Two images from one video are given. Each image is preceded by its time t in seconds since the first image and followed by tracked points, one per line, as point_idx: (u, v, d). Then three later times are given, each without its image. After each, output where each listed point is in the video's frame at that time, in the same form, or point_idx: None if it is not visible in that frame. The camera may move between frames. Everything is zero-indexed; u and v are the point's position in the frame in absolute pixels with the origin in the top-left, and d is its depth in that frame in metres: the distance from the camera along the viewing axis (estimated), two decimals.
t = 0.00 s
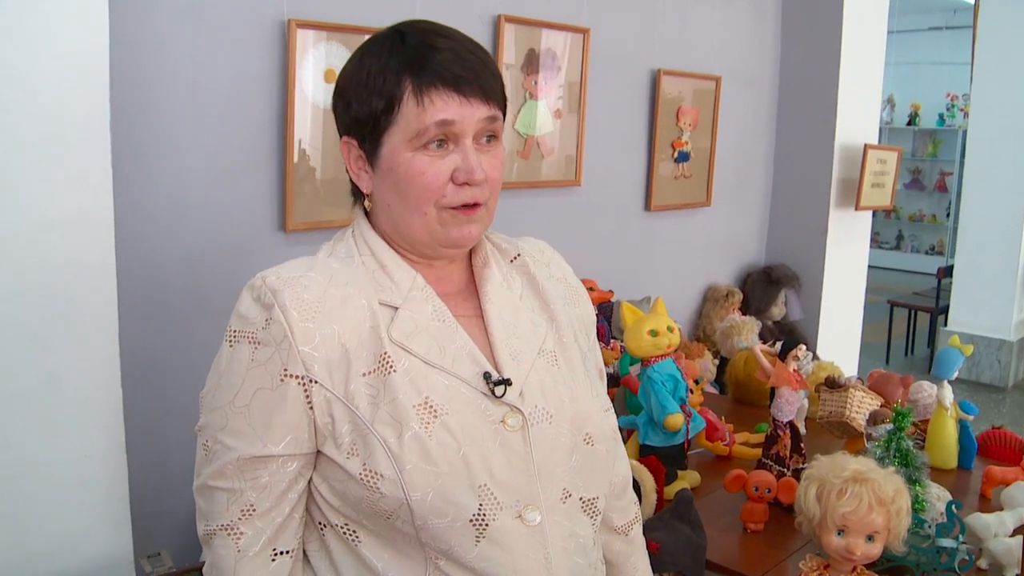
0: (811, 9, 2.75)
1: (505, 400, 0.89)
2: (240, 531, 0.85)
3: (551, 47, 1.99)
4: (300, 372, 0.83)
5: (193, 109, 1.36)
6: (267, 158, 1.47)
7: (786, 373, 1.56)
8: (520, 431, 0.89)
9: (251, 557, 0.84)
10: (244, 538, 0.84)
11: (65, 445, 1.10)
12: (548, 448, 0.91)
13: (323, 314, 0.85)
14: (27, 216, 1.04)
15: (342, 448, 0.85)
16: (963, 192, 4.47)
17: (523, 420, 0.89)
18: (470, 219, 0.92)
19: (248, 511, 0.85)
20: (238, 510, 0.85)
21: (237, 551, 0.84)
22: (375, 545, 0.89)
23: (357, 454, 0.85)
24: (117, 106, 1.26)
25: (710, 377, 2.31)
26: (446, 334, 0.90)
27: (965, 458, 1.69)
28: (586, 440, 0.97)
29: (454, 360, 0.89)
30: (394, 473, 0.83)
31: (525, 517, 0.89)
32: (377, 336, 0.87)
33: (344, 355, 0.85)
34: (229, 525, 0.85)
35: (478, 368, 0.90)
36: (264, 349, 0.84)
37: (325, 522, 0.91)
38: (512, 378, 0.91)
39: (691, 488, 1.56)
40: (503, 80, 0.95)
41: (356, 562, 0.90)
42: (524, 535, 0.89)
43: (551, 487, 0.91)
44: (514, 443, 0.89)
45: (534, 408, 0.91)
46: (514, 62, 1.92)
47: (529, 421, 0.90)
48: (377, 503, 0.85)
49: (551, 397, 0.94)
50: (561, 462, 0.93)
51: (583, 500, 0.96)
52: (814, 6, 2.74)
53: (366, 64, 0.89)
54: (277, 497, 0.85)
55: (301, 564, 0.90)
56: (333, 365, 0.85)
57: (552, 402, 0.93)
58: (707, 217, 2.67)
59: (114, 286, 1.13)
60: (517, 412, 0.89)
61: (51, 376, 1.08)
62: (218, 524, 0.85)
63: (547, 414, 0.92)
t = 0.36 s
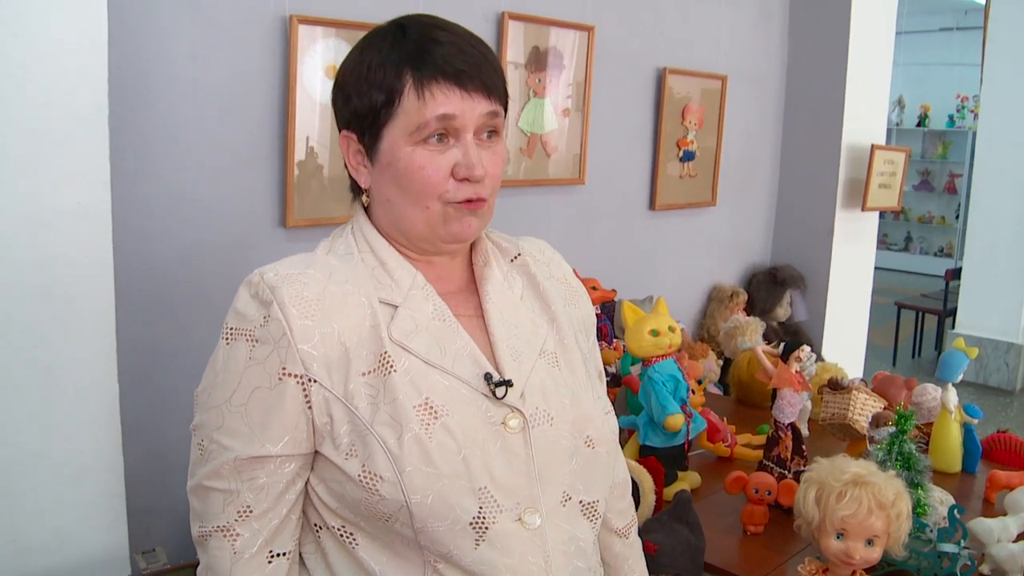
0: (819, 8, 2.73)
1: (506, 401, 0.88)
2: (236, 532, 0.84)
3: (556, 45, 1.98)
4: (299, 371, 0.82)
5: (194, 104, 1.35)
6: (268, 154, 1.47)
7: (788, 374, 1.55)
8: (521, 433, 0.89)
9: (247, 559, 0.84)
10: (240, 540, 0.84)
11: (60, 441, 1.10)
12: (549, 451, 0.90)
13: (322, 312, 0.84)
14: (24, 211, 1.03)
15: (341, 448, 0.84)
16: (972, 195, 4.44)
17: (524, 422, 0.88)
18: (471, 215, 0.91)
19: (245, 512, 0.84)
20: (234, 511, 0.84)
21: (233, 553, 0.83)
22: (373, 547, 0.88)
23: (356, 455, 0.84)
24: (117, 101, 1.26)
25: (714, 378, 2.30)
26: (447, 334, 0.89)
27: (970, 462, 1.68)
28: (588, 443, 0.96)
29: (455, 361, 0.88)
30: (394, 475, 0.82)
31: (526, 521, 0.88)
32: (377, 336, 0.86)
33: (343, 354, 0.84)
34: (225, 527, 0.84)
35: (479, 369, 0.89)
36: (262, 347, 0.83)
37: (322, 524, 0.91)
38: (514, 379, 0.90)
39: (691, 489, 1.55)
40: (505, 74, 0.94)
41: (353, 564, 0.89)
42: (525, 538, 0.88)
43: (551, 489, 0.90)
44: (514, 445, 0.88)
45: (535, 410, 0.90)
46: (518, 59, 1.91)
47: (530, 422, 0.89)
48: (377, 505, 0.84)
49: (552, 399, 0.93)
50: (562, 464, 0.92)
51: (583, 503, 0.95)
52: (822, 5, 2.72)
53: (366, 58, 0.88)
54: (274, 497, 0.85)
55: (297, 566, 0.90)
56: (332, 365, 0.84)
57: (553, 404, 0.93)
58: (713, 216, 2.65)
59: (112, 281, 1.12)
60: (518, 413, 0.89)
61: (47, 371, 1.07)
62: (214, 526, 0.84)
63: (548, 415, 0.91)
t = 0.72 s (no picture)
0: (825, 8, 2.72)
1: (511, 401, 0.88)
2: (240, 534, 0.83)
3: (560, 43, 1.98)
4: (304, 370, 0.81)
5: (196, 100, 1.35)
6: (270, 151, 1.46)
7: (789, 375, 1.55)
8: (526, 433, 0.88)
9: (250, 561, 0.83)
10: (243, 541, 0.83)
11: (56, 437, 1.09)
12: (552, 451, 0.90)
13: (326, 310, 0.84)
14: (23, 206, 1.03)
15: (346, 449, 0.84)
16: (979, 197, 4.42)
17: (529, 422, 0.88)
18: (477, 210, 0.90)
19: (248, 513, 0.83)
20: (237, 512, 0.83)
21: (237, 555, 0.83)
22: (376, 549, 0.87)
23: (361, 455, 0.83)
24: (118, 97, 1.26)
25: (717, 378, 2.29)
26: (452, 333, 0.89)
27: (972, 465, 1.67)
28: (590, 443, 0.96)
29: (459, 361, 0.87)
30: (400, 476, 0.82)
31: (530, 521, 0.87)
32: (382, 335, 0.85)
33: (348, 353, 0.84)
34: (228, 528, 0.83)
35: (484, 368, 0.88)
36: (265, 346, 0.83)
37: (324, 525, 0.90)
38: (518, 379, 0.90)
39: (691, 490, 1.55)
40: (508, 70, 0.94)
41: (355, 566, 0.89)
42: (529, 539, 0.87)
43: (555, 490, 0.90)
44: (519, 445, 0.88)
45: (539, 410, 0.90)
46: (523, 57, 1.90)
47: (535, 422, 0.89)
48: (382, 506, 0.83)
49: (556, 399, 0.93)
50: (565, 464, 0.91)
51: (586, 504, 0.95)
52: (828, 5, 2.71)
53: (371, 52, 0.87)
54: (278, 498, 0.84)
55: (299, 568, 0.89)
56: (336, 364, 0.83)
57: (556, 404, 0.92)
58: (717, 216, 2.65)
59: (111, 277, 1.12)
60: (523, 413, 0.88)
61: (46, 366, 1.07)
62: (217, 527, 0.84)
63: (551, 416, 0.91)
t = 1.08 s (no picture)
0: (823, 9, 2.73)
1: (514, 404, 0.88)
2: (245, 539, 0.84)
3: (558, 46, 1.98)
4: (308, 375, 0.82)
5: (195, 104, 1.36)
6: (269, 154, 1.47)
7: (787, 376, 1.55)
8: (530, 436, 0.89)
9: (255, 566, 0.84)
10: (248, 547, 0.84)
11: (56, 439, 1.10)
12: (556, 454, 0.90)
13: (330, 315, 0.84)
14: (23, 211, 1.04)
15: (351, 453, 0.84)
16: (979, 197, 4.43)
17: (533, 425, 0.88)
18: (479, 216, 0.91)
19: (254, 519, 0.84)
20: (242, 518, 0.84)
21: (242, 560, 0.83)
22: (381, 552, 0.88)
23: (366, 459, 0.84)
24: (117, 102, 1.27)
25: (716, 379, 2.30)
26: (455, 337, 0.89)
27: (970, 465, 1.67)
28: (593, 445, 0.96)
29: (463, 364, 0.88)
30: (405, 480, 0.82)
31: (534, 523, 0.88)
32: (385, 339, 0.85)
33: (352, 357, 0.84)
34: (233, 534, 0.84)
35: (487, 372, 0.89)
36: (269, 351, 0.83)
37: (328, 530, 0.91)
38: (521, 382, 0.91)
39: (688, 491, 1.55)
40: (512, 75, 0.94)
41: (359, 569, 0.89)
42: (533, 541, 0.87)
43: (559, 492, 0.90)
44: (523, 448, 0.88)
45: (542, 412, 0.90)
46: (521, 60, 1.91)
47: (538, 425, 0.89)
48: (388, 510, 0.84)
49: (558, 402, 0.93)
50: (568, 466, 0.92)
51: (589, 505, 0.95)
52: (826, 7, 2.72)
53: (376, 57, 0.87)
54: (283, 503, 0.85)
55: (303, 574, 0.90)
56: (340, 368, 0.84)
57: (559, 406, 0.92)
58: (716, 218, 2.65)
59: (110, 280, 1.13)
60: (526, 416, 0.89)
61: (45, 368, 1.08)
62: (222, 533, 0.84)
63: (554, 418, 0.91)
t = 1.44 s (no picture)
0: (816, 15, 2.74)
1: (515, 407, 0.89)
2: (248, 541, 0.84)
3: (554, 51, 2.00)
4: (312, 378, 0.82)
5: (193, 106, 1.37)
6: (266, 157, 1.48)
7: (780, 379, 1.56)
8: (530, 440, 0.89)
9: (258, 569, 0.84)
10: (251, 549, 0.84)
11: (54, 438, 1.10)
12: (555, 457, 0.91)
13: (332, 319, 0.85)
14: (21, 212, 1.04)
15: (353, 456, 0.85)
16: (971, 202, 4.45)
17: (533, 428, 0.89)
18: (481, 220, 0.91)
19: (256, 522, 0.84)
20: (245, 521, 0.84)
21: (245, 563, 0.84)
22: (382, 555, 0.88)
23: (368, 462, 0.84)
24: (115, 105, 1.27)
25: (709, 382, 2.31)
26: (456, 341, 0.89)
27: (961, 468, 1.69)
28: (591, 449, 0.97)
29: (464, 368, 0.88)
30: (407, 483, 0.83)
31: (534, 526, 0.88)
32: (387, 342, 0.86)
33: (354, 361, 0.85)
34: (236, 536, 0.84)
35: (488, 375, 0.89)
36: (272, 354, 0.83)
37: (330, 532, 0.91)
38: (521, 386, 0.91)
39: (682, 493, 1.56)
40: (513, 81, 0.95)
41: (361, 571, 0.90)
42: (533, 544, 0.88)
43: (558, 495, 0.91)
44: (524, 451, 0.88)
45: (542, 416, 0.91)
46: (516, 65, 1.92)
47: (538, 429, 0.90)
48: (390, 513, 0.84)
49: (558, 406, 0.93)
50: (568, 469, 0.92)
51: (587, 508, 0.96)
52: (819, 12, 2.74)
53: (379, 61, 0.88)
54: (285, 506, 0.85)
55: None
56: (343, 372, 0.84)
57: (559, 411, 0.93)
58: (710, 221, 2.67)
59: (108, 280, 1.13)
60: (527, 420, 0.89)
61: (43, 369, 1.08)
62: (225, 535, 0.85)
63: (554, 422, 0.92)
